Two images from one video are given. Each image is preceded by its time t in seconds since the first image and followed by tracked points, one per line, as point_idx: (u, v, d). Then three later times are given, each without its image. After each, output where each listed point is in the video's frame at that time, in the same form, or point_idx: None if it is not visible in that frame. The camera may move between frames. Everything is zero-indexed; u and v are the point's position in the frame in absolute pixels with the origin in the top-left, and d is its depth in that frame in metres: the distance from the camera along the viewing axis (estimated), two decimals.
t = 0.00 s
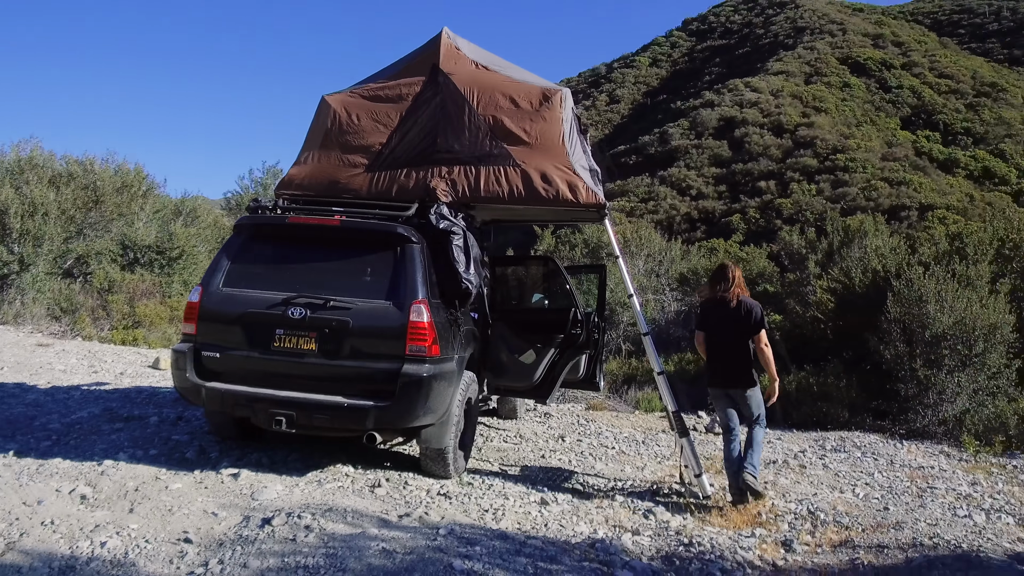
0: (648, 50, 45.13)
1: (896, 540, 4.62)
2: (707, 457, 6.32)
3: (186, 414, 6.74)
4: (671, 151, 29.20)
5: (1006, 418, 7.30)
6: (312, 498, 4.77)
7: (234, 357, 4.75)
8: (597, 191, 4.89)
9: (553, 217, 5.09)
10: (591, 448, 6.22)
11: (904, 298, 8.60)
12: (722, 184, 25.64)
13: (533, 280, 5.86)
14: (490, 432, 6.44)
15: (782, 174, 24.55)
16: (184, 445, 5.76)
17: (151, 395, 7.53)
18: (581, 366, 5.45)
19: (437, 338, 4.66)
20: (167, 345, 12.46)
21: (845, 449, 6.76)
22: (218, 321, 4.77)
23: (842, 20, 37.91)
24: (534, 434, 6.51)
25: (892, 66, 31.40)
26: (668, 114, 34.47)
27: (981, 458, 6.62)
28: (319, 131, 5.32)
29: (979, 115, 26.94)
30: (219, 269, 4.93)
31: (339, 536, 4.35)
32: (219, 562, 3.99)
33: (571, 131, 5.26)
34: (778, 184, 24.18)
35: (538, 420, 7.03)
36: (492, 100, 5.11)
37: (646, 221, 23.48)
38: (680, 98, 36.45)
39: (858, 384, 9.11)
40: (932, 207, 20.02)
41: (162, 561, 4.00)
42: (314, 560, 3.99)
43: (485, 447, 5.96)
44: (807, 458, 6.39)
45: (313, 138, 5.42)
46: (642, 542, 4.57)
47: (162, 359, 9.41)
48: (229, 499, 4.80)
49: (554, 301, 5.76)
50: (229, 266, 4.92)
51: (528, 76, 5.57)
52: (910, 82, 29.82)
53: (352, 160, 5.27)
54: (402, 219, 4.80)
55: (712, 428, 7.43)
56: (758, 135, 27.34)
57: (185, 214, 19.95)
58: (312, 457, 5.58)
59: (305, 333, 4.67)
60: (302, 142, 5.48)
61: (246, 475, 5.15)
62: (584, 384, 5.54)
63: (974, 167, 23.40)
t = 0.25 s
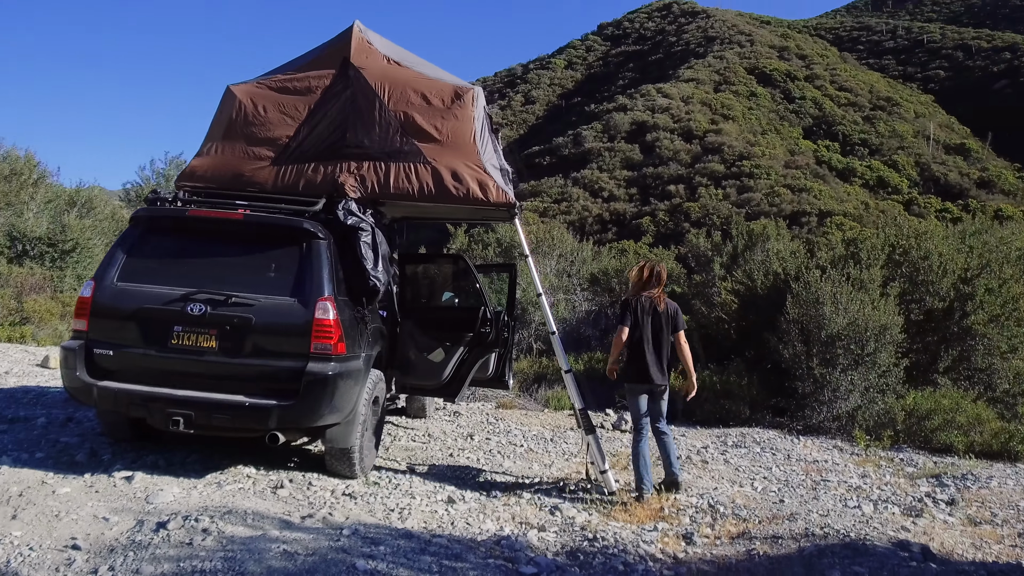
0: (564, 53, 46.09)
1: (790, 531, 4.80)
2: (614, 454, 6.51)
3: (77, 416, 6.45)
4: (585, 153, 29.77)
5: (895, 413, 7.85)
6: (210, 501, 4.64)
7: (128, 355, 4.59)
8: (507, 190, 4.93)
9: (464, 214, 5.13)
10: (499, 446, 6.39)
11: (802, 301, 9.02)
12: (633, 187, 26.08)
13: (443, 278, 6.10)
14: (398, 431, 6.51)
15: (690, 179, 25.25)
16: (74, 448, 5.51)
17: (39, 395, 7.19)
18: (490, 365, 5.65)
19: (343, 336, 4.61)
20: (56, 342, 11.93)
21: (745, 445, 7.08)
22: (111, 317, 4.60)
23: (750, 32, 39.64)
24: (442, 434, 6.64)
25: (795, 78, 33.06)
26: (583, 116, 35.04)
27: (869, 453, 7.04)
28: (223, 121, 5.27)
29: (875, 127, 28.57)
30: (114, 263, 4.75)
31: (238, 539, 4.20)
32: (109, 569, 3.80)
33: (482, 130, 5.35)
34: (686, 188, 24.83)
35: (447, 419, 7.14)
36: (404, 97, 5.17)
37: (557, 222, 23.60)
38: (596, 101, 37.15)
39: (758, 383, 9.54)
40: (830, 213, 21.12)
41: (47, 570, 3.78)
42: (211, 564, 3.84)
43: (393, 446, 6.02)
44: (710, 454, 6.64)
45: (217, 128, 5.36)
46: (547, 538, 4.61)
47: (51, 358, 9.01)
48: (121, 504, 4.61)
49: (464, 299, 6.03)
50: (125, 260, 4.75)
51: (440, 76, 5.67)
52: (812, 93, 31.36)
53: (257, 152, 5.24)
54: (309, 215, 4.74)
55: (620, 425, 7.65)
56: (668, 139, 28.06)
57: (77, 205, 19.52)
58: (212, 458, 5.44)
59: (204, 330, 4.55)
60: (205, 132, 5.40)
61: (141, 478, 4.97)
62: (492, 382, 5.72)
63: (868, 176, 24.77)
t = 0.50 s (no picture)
0: (488, 51, 46.19)
1: (701, 523, 4.89)
2: (532, 451, 6.58)
3: None
4: (508, 151, 29.77)
5: (803, 409, 8.19)
6: (111, 504, 4.42)
7: (21, 352, 4.35)
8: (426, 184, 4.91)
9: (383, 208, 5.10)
10: (416, 444, 6.38)
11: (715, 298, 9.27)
12: (555, 186, 26.19)
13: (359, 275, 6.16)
14: (313, 430, 6.43)
15: (612, 179, 25.59)
16: None
17: None
18: (408, 363, 5.89)
19: (254, 332, 4.48)
20: None
21: (661, 441, 7.26)
22: (3, 311, 4.35)
23: (672, 37, 40.67)
24: (358, 432, 6.59)
25: (714, 83, 34.11)
26: (506, 114, 35.07)
27: (778, 447, 7.32)
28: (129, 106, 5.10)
29: (788, 134, 29.74)
30: (8, 253, 4.49)
31: (140, 542, 4.01)
32: None
33: (402, 124, 5.33)
34: (608, 188, 25.14)
35: (364, 417, 7.08)
36: (321, 87, 5.10)
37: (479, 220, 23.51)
38: (519, 99, 37.27)
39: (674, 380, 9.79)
40: (745, 216, 21.86)
41: None
42: (109, 569, 3.65)
43: (307, 446, 5.93)
44: (626, 450, 6.78)
45: (123, 114, 5.19)
46: (463, 535, 4.60)
47: None
48: (13, 508, 4.35)
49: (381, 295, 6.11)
50: (20, 251, 4.50)
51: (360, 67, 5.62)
52: (730, 99, 32.39)
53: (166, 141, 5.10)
54: (219, 206, 4.60)
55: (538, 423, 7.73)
56: (590, 140, 28.39)
57: None
58: (114, 459, 5.20)
59: (106, 325, 4.35)
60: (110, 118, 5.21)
61: (35, 481, 4.71)
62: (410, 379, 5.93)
63: (781, 181, 25.73)
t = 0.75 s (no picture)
0: (429, 46, 45.91)
1: (635, 519, 4.96)
2: (469, 449, 6.59)
3: None
4: (447, 148, 29.61)
5: (735, 406, 8.41)
6: (30, 509, 4.23)
7: None
8: (363, 181, 4.87)
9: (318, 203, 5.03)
10: (351, 443, 6.33)
11: (652, 299, 9.57)
12: (494, 184, 26.19)
13: (292, 274, 6.14)
14: (245, 430, 6.32)
15: (551, 178, 25.69)
16: None
17: None
18: (343, 361, 5.78)
19: (182, 329, 4.34)
20: None
21: (597, 438, 7.37)
22: None
23: (611, 39, 41.24)
24: (292, 432, 6.51)
25: (652, 85, 34.71)
26: (446, 111, 34.85)
27: (710, 443, 7.51)
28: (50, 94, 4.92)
29: (723, 136, 30.46)
30: None
31: (61, 547, 3.84)
32: None
33: (339, 119, 5.26)
34: (547, 187, 25.26)
35: (298, 417, 6.99)
36: (255, 80, 5.00)
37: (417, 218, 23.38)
38: (460, 96, 37.17)
39: (610, 379, 9.93)
40: (681, 216, 22.30)
41: None
42: None
43: (239, 446, 5.82)
44: (563, 447, 6.84)
45: (45, 101, 5.01)
46: (399, 535, 4.56)
47: None
48: None
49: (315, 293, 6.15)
50: None
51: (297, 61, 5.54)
52: (666, 101, 33.01)
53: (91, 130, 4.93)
54: (147, 200, 4.45)
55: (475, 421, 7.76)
56: (530, 139, 28.50)
57: None
58: (33, 462, 4.99)
59: (24, 322, 4.16)
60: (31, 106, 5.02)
61: None
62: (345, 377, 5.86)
63: (716, 183, 26.30)
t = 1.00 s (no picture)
0: (391, 44, 45.66)
1: (594, 518, 5.00)
2: (428, 449, 6.58)
3: None
4: (408, 146, 29.44)
5: (692, 405, 8.53)
6: None
7: None
8: (322, 179, 4.85)
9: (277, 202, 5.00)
10: (309, 444, 6.28)
11: (612, 300, 9.63)
12: (455, 183, 26.12)
13: (249, 272, 6.10)
14: (200, 432, 6.23)
15: (511, 177, 25.71)
16: None
17: None
18: (302, 361, 5.82)
19: (136, 329, 4.26)
20: None
21: (556, 438, 7.41)
22: None
23: (573, 40, 41.45)
24: (248, 434, 6.43)
25: (613, 87, 34.97)
26: (407, 109, 34.61)
27: (668, 442, 7.60)
28: None
29: (682, 138, 30.80)
30: None
31: (9, 551, 3.71)
32: None
33: (298, 116, 5.22)
34: (507, 186, 25.26)
35: (254, 418, 6.91)
36: (212, 75, 4.93)
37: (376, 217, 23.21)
38: (420, 95, 36.96)
39: (569, 379, 9.98)
40: (641, 217, 22.51)
41: None
42: None
43: (194, 448, 5.74)
44: (522, 447, 6.87)
45: None
46: (357, 536, 4.53)
47: None
48: None
49: (271, 291, 6.13)
50: None
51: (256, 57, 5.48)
52: (626, 103, 33.30)
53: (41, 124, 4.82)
54: (99, 196, 4.35)
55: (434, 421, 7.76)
56: (490, 138, 28.48)
57: None
58: None
59: None
60: None
61: None
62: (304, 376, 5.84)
63: (676, 184, 26.59)
